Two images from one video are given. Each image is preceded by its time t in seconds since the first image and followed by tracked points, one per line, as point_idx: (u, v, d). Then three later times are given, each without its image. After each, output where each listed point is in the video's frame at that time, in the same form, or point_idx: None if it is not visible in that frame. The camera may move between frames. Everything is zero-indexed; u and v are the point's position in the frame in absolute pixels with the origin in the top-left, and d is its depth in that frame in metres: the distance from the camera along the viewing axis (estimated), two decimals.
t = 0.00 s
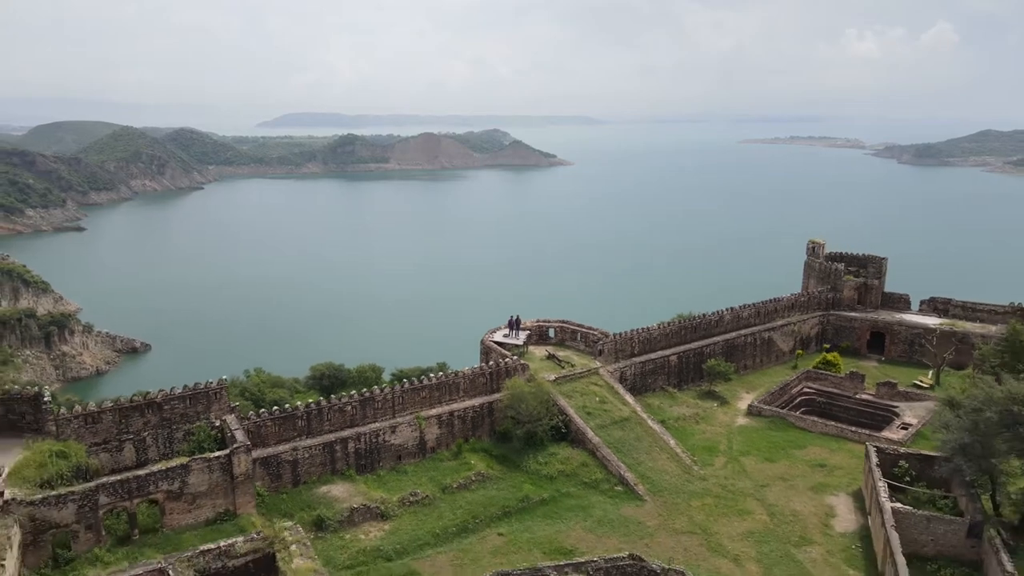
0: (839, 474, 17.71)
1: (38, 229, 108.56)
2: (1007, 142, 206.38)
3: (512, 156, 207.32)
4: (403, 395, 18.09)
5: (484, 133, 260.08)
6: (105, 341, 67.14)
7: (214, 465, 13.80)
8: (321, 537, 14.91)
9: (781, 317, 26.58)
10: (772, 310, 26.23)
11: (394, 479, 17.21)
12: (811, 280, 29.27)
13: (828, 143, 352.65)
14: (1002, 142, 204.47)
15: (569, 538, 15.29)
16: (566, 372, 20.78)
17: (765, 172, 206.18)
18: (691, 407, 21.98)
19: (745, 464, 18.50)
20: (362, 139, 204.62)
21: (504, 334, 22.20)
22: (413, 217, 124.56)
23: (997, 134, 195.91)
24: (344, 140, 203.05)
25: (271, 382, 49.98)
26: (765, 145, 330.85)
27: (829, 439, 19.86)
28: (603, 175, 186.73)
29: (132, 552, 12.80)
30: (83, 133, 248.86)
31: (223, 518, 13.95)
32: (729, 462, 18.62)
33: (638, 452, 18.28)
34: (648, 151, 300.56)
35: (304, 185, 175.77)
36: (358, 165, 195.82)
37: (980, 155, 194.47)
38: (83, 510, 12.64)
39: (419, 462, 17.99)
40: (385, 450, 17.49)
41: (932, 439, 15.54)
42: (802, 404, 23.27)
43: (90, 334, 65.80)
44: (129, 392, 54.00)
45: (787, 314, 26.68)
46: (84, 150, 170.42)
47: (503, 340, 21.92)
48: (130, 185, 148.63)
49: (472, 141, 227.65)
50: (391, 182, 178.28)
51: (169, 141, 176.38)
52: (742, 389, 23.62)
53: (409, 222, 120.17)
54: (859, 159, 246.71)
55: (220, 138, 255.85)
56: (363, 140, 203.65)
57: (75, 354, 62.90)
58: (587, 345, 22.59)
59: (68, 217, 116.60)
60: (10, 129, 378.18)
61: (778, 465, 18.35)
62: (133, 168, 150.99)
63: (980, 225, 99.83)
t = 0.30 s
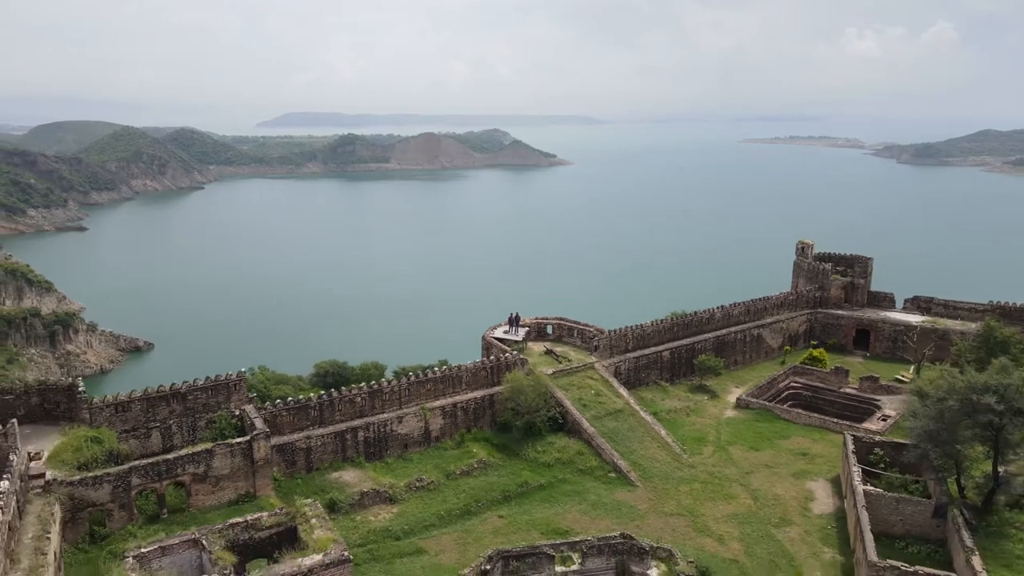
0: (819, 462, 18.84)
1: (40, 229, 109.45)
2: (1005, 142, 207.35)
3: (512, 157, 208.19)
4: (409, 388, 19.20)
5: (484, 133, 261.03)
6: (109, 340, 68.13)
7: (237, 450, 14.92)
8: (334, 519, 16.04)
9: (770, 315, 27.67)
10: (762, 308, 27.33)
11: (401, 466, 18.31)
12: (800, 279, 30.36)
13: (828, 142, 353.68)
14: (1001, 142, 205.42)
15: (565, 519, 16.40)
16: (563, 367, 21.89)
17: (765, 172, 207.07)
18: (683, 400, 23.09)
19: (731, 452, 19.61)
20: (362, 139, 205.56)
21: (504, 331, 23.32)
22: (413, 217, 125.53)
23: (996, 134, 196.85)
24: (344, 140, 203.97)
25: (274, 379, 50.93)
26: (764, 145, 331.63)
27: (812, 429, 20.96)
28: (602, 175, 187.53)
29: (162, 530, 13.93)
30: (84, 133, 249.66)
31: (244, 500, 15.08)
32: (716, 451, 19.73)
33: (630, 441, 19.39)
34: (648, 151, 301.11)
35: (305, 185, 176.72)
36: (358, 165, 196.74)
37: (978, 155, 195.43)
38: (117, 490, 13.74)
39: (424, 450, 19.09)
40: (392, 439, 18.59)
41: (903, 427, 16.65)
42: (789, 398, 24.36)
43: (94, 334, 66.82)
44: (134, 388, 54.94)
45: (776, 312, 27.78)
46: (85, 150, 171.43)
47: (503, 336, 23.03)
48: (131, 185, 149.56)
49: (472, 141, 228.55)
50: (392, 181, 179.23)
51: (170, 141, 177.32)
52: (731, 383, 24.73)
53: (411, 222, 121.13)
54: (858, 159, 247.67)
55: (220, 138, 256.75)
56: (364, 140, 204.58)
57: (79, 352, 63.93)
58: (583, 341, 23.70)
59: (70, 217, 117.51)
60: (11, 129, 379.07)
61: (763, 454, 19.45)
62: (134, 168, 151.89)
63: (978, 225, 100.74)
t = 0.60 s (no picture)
0: (805, 452, 19.81)
1: (42, 229, 110.25)
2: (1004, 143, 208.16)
3: (512, 157, 208.98)
4: (413, 381, 20.17)
5: (484, 132, 261.82)
6: (112, 339, 69.01)
7: (253, 438, 15.92)
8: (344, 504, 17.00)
9: (762, 313, 28.63)
10: (754, 306, 28.30)
11: (407, 455, 19.26)
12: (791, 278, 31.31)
13: (828, 142, 354.32)
14: (1000, 142, 206.20)
15: (562, 505, 17.36)
16: (559, 362, 22.88)
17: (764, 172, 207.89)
18: (676, 394, 24.07)
19: (722, 444, 20.56)
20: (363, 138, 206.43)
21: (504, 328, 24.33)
22: (413, 217, 126.38)
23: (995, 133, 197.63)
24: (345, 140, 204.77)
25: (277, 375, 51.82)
26: (764, 144, 332.50)
27: (799, 422, 21.94)
28: (602, 175, 188.37)
29: (185, 511, 14.90)
30: (85, 133, 250.60)
31: (261, 485, 16.08)
32: (706, 442, 20.70)
33: (624, 433, 20.36)
34: (648, 151, 301.99)
35: (306, 185, 177.61)
36: (358, 165, 197.52)
37: (977, 155, 196.23)
38: (143, 475, 14.71)
39: (429, 441, 20.04)
40: (398, 430, 19.54)
41: (881, 418, 17.59)
42: (778, 392, 25.31)
43: (97, 333, 67.82)
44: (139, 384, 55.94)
45: (767, 310, 28.75)
46: (86, 150, 172.34)
47: (503, 334, 24.02)
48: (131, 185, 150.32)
49: (473, 140, 229.39)
50: (393, 181, 180.09)
51: (170, 140, 178.17)
52: (723, 378, 25.68)
53: (411, 223, 121.96)
54: (858, 158, 248.51)
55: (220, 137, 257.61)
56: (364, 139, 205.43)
57: (82, 350, 64.91)
58: (580, 338, 24.69)
59: (71, 216, 118.34)
60: (11, 128, 380.06)
61: (751, 445, 20.41)
62: (135, 168, 152.74)
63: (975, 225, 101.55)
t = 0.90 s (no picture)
0: (789, 441, 20.93)
1: (44, 229, 111.25)
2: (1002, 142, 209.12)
3: (512, 157, 209.94)
4: (418, 374, 21.27)
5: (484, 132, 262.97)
6: (116, 337, 70.02)
7: (271, 426, 17.05)
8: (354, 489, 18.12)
9: (753, 311, 29.71)
10: (745, 304, 29.38)
11: (413, 444, 20.36)
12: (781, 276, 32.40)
13: (828, 141, 355.28)
14: (998, 142, 207.21)
15: (560, 490, 18.47)
16: (557, 357, 23.98)
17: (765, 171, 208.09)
18: (669, 388, 25.18)
19: (711, 434, 21.68)
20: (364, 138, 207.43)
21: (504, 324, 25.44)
22: (413, 217, 127.39)
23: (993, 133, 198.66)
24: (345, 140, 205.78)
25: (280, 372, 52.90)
26: (764, 144, 333.23)
27: (785, 413, 23.05)
28: (602, 175, 189.34)
29: (207, 493, 16.02)
30: (86, 133, 251.67)
31: (277, 470, 17.22)
32: (696, 432, 21.81)
33: (618, 423, 21.47)
34: (648, 150, 303.10)
35: (306, 185, 178.62)
36: (359, 164, 198.54)
37: (975, 155, 197.28)
38: (169, 460, 15.83)
39: (433, 431, 21.14)
40: (405, 420, 20.65)
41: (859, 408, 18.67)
42: (767, 386, 26.43)
43: (101, 332, 68.93)
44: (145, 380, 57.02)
45: (758, 308, 29.83)
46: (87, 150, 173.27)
47: (503, 330, 25.13)
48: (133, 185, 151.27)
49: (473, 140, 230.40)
50: (393, 181, 181.13)
51: (171, 140, 179.19)
52: (713, 373, 26.80)
53: (411, 222, 123.03)
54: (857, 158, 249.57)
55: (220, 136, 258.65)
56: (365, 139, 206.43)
57: (87, 349, 66.06)
58: (577, 334, 25.80)
59: (73, 216, 119.31)
60: (12, 127, 381.09)
61: (739, 435, 21.52)
62: (136, 168, 153.73)
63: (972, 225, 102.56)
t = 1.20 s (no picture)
0: (777, 433, 21.90)
1: (46, 228, 112.04)
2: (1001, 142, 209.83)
3: (512, 157, 210.67)
4: (422, 368, 22.24)
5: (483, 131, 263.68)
6: (119, 336, 70.86)
7: (284, 416, 18.04)
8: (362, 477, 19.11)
9: (746, 309, 30.68)
10: (737, 302, 30.34)
11: (417, 435, 21.33)
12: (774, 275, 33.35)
13: (827, 141, 356.21)
14: (997, 142, 207.97)
15: (557, 478, 19.45)
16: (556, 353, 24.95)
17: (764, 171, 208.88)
18: (663, 383, 26.15)
19: (702, 426, 22.63)
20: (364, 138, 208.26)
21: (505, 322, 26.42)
22: (413, 217, 128.24)
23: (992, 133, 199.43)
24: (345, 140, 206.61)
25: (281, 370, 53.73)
26: (763, 144, 334.03)
27: (774, 407, 24.03)
28: (602, 175, 190.11)
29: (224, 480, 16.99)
30: (86, 133, 252.38)
31: (290, 459, 18.20)
32: (689, 425, 22.78)
33: (613, 416, 22.44)
34: (648, 150, 303.90)
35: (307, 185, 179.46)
36: (359, 164, 199.39)
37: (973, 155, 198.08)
38: (189, 448, 16.80)
39: (437, 423, 22.10)
40: (410, 413, 21.60)
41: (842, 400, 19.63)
42: (759, 381, 27.41)
43: (104, 330, 69.67)
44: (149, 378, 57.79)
45: (751, 306, 30.79)
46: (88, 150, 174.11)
47: (503, 327, 26.10)
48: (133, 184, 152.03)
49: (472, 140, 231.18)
50: (394, 181, 181.93)
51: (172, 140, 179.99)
52: (707, 369, 27.76)
53: (411, 222, 123.91)
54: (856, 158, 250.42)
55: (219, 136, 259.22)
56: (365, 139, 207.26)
57: (90, 347, 66.83)
58: (575, 331, 26.78)
59: (75, 216, 120.06)
60: (12, 126, 381.79)
61: (729, 427, 22.49)
62: (137, 168, 154.54)
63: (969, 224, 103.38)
